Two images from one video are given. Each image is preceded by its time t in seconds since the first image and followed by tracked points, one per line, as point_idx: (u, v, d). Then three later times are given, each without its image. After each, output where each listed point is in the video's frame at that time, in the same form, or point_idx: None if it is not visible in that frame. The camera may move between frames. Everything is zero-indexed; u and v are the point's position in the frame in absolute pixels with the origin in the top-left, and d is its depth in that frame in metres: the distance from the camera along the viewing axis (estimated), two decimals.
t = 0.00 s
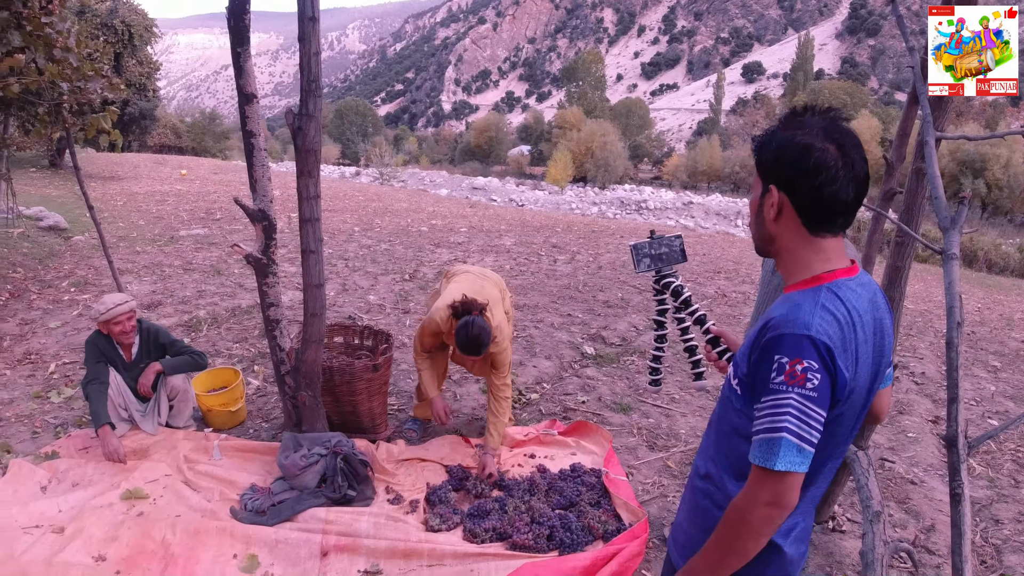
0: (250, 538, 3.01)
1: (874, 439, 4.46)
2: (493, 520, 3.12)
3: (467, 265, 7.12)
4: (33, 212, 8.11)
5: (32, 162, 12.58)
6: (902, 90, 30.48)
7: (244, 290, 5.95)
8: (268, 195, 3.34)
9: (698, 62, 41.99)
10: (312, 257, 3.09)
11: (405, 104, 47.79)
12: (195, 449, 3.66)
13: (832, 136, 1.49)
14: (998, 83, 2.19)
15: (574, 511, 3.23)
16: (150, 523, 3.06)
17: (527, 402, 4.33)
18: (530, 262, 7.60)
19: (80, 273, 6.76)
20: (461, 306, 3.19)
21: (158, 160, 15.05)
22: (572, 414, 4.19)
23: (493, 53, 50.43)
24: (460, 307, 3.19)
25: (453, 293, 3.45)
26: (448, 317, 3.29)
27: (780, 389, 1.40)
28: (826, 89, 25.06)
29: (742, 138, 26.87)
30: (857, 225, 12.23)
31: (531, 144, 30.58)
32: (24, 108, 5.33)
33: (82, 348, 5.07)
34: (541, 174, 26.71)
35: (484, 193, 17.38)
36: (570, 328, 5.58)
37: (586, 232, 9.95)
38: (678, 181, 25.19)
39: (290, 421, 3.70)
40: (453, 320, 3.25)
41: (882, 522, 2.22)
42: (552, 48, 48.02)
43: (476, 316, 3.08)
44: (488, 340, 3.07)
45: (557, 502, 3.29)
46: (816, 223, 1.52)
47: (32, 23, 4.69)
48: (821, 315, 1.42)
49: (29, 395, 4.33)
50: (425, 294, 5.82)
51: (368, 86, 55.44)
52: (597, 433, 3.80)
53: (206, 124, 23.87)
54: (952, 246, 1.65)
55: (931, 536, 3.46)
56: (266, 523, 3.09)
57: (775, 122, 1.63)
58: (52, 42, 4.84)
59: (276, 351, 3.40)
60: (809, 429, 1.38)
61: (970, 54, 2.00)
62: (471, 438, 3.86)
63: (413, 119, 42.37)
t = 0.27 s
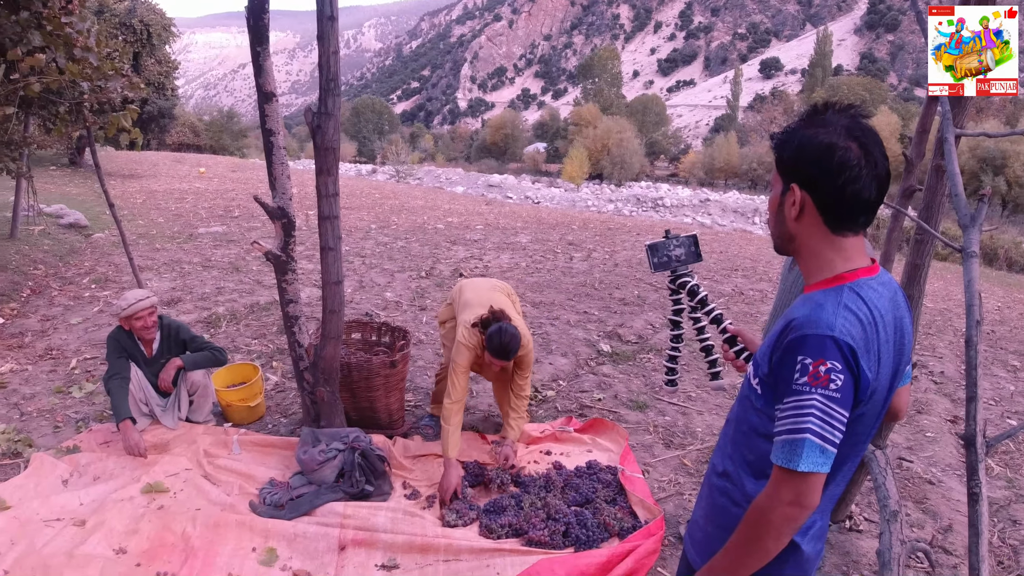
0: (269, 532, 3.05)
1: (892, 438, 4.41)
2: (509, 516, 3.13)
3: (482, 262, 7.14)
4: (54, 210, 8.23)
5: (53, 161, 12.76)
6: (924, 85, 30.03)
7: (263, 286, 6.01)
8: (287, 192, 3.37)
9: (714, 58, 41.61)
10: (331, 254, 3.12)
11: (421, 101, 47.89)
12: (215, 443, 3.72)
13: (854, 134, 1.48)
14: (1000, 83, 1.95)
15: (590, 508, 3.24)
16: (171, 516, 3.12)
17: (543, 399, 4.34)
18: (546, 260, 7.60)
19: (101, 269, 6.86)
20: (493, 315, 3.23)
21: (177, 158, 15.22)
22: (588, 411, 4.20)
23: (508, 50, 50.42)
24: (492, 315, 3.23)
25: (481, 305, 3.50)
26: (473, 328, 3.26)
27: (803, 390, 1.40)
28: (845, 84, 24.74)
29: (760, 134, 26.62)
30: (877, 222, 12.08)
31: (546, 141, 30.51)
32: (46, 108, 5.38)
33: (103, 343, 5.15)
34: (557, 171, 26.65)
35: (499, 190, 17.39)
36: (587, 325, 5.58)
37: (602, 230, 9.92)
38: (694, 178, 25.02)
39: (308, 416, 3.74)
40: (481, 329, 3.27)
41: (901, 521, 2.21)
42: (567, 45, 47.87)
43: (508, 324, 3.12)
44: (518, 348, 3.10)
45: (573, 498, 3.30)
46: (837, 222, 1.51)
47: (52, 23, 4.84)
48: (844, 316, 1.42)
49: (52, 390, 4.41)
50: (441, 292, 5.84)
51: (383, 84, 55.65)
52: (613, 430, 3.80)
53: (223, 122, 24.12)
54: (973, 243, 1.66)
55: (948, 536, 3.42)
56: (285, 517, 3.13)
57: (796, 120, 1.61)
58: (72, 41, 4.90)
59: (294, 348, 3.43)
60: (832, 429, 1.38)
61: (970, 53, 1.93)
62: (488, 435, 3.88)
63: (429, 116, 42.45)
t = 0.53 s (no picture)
0: (282, 529, 3.09)
1: (904, 440, 4.38)
2: (520, 516, 3.15)
3: (494, 262, 7.16)
4: (70, 210, 8.34)
5: (70, 161, 12.91)
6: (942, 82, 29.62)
7: (277, 286, 6.06)
8: (301, 193, 3.41)
9: (728, 56, 41.30)
10: (345, 254, 3.15)
11: (433, 100, 47.98)
12: (229, 441, 3.76)
13: (863, 139, 1.48)
14: (1000, 83, 1.94)
15: (600, 508, 3.24)
16: (186, 513, 3.17)
17: (554, 399, 4.35)
18: (558, 260, 7.60)
19: (117, 268, 6.95)
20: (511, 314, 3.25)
21: (191, 158, 15.36)
22: (599, 411, 4.20)
23: (520, 49, 50.38)
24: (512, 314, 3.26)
25: (496, 304, 3.52)
26: (491, 329, 3.30)
27: (813, 396, 1.40)
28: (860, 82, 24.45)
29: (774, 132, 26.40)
30: (892, 222, 11.95)
31: (559, 140, 30.46)
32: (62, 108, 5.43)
33: (119, 342, 5.22)
34: (569, 170, 26.59)
35: (512, 189, 17.40)
36: (598, 325, 5.58)
37: (615, 229, 9.90)
38: (708, 176, 24.87)
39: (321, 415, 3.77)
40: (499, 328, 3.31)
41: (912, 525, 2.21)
42: (579, 43, 47.74)
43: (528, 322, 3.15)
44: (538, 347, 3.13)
45: (584, 498, 3.31)
46: (845, 227, 1.51)
47: (68, 25, 4.85)
48: (854, 321, 1.42)
49: (69, 387, 4.48)
50: (453, 291, 5.87)
51: (396, 83, 55.80)
52: (625, 431, 3.81)
53: (238, 122, 24.33)
54: (985, 245, 1.67)
55: (960, 539, 3.39)
56: (298, 515, 3.16)
57: (805, 124, 1.61)
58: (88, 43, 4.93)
59: (308, 347, 3.47)
60: (842, 434, 1.38)
61: (970, 54, 1.90)
62: (499, 434, 3.90)
63: (441, 115, 42.52)
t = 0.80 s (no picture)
0: (292, 527, 3.11)
1: (914, 442, 4.34)
2: (528, 515, 3.16)
3: (503, 262, 7.16)
4: (82, 209, 8.42)
5: (81, 161, 13.01)
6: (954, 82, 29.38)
7: (287, 285, 6.10)
8: (312, 193, 3.43)
9: (738, 56, 41.14)
10: (355, 254, 3.17)
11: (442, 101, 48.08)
12: (239, 439, 3.79)
13: (872, 140, 1.47)
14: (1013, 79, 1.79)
15: (609, 508, 3.24)
16: (196, 510, 3.20)
17: (563, 399, 4.35)
18: (567, 260, 7.60)
19: (128, 268, 7.00)
20: (522, 296, 3.27)
21: (202, 158, 15.46)
22: (608, 412, 4.20)
23: (530, 49, 50.40)
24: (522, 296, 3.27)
25: (508, 286, 3.55)
26: (502, 309, 3.32)
27: (821, 396, 1.40)
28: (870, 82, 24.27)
29: (784, 132, 26.26)
30: (903, 222, 11.87)
31: (568, 140, 30.43)
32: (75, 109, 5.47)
33: (130, 340, 5.27)
34: (578, 170, 26.56)
35: (521, 189, 17.41)
36: (607, 326, 5.58)
37: (624, 230, 9.89)
38: (718, 177, 24.77)
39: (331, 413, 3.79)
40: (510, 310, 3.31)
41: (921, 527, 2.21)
42: (588, 43, 47.69)
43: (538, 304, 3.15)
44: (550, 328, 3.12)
45: (593, 498, 3.31)
46: (854, 228, 1.51)
47: (81, 26, 4.93)
48: (861, 322, 1.42)
49: (80, 385, 4.53)
50: (462, 291, 5.88)
51: (405, 83, 55.94)
52: (634, 431, 3.80)
53: (248, 122, 24.49)
54: (996, 246, 1.68)
55: (969, 542, 3.37)
56: (308, 513, 3.18)
57: (812, 125, 1.61)
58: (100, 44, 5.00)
59: (318, 346, 3.49)
60: (850, 435, 1.38)
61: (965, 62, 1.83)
62: (508, 434, 3.90)
63: (450, 116, 42.60)
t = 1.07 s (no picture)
0: (299, 525, 3.12)
1: (921, 444, 4.32)
2: (534, 515, 3.16)
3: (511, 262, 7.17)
4: (92, 209, 8.48)
5: (91, 161, 13.10)
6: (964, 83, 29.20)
7: (294, 285, 6.13)
8: (320, 194, 3.44)
9: (747, 56, 41.00)
10: (363, 254, 3.18)
11: (450, 101, 48.14)
12: (247, 438, 3.81)
13: (879, 141, 1.47)
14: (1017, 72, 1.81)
15: (615, 509, 3.24)
16: (204, 508, 3.22)
17: (569, 400, 4.35)
18: (574, 261, 7.60)
19: (137, 267, 7.05)
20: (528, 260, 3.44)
21: (211, 158, 15.54)
22: (615, 412, 4.20)
23: (537, 49, 50.40)
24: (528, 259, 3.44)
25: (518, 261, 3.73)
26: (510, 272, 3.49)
27: (826, 396, 1.40)
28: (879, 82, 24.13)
29: (792, 133, 26.16)
30: (912, 223, 11.80)
31: (575, 140, 30.41)
32: (84, 109, 5.50)
33: (138, 339, 5.31)
34: (585, 171, 26.53)
35: (528, 189, 17.42)
36: (614, 326, 5.58)
37: (631, 230, 9.87)
38: (726, 178, 24.69)
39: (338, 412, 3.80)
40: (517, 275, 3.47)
41: (927, 529, 2.21)
42: (596, 44, 47.67)
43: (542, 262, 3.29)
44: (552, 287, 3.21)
45: (599, 499, 3.31)
46: (861, 229, 1.51)
47: (89, 26, 4.96)
48: (867, 322, 1.41)
49: (89, 384, 4.57)
50: (469, 291, 5.89)
51: (413, 84, 56.05)
52: (640, 431, 3.80)
53: (256, 123, 24.61)
54: (1004, 247, 1.68)
55: (976, 544, 3.35)
56: (315, 511, 3.20)
57: (819, 125, 1.61)
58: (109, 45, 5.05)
59: (326, 346, 3.51)
60: (855, 435, 1.38)
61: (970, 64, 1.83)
62: (515, 434, 3.91)
63: (458, 116, 42.65)
